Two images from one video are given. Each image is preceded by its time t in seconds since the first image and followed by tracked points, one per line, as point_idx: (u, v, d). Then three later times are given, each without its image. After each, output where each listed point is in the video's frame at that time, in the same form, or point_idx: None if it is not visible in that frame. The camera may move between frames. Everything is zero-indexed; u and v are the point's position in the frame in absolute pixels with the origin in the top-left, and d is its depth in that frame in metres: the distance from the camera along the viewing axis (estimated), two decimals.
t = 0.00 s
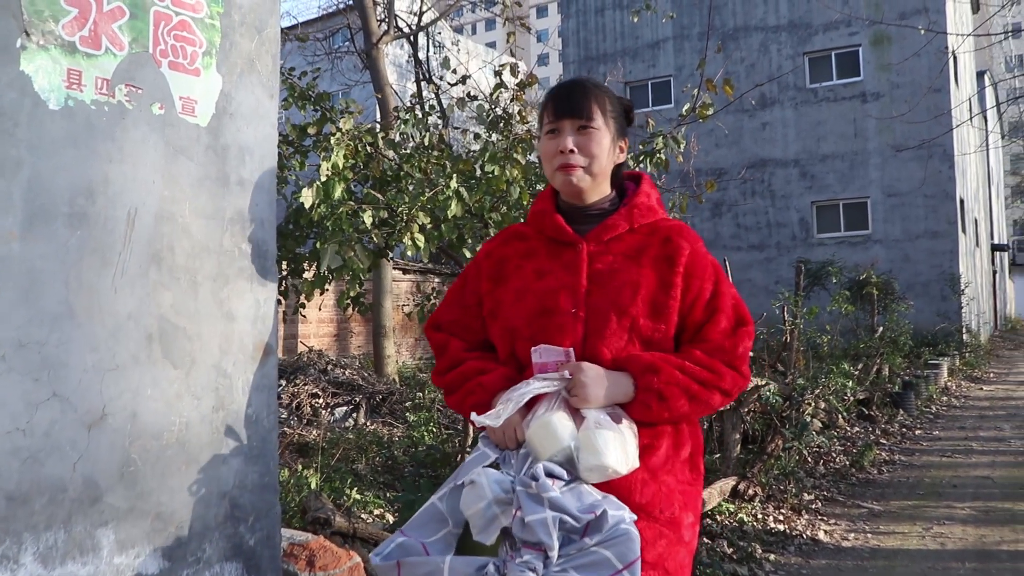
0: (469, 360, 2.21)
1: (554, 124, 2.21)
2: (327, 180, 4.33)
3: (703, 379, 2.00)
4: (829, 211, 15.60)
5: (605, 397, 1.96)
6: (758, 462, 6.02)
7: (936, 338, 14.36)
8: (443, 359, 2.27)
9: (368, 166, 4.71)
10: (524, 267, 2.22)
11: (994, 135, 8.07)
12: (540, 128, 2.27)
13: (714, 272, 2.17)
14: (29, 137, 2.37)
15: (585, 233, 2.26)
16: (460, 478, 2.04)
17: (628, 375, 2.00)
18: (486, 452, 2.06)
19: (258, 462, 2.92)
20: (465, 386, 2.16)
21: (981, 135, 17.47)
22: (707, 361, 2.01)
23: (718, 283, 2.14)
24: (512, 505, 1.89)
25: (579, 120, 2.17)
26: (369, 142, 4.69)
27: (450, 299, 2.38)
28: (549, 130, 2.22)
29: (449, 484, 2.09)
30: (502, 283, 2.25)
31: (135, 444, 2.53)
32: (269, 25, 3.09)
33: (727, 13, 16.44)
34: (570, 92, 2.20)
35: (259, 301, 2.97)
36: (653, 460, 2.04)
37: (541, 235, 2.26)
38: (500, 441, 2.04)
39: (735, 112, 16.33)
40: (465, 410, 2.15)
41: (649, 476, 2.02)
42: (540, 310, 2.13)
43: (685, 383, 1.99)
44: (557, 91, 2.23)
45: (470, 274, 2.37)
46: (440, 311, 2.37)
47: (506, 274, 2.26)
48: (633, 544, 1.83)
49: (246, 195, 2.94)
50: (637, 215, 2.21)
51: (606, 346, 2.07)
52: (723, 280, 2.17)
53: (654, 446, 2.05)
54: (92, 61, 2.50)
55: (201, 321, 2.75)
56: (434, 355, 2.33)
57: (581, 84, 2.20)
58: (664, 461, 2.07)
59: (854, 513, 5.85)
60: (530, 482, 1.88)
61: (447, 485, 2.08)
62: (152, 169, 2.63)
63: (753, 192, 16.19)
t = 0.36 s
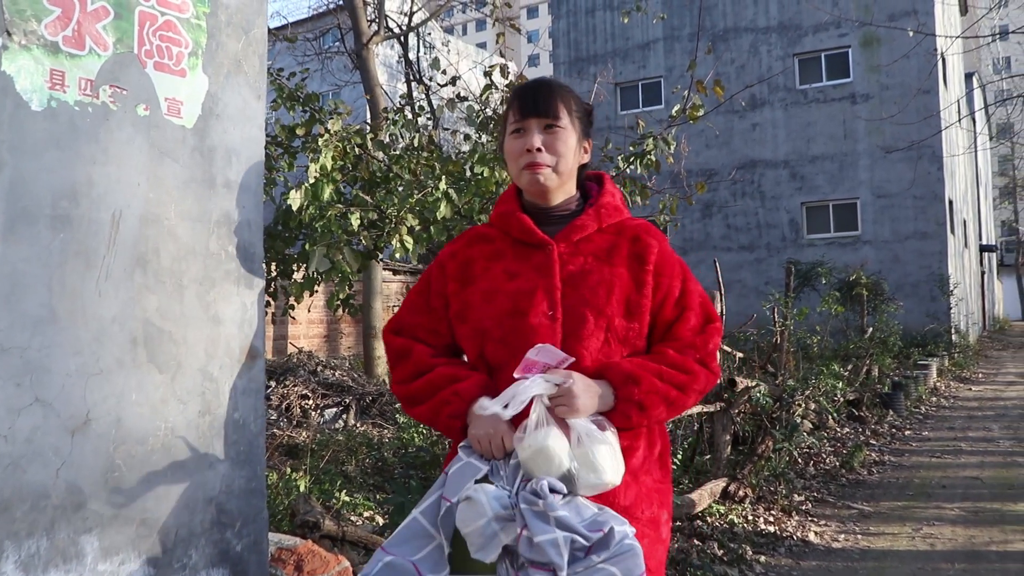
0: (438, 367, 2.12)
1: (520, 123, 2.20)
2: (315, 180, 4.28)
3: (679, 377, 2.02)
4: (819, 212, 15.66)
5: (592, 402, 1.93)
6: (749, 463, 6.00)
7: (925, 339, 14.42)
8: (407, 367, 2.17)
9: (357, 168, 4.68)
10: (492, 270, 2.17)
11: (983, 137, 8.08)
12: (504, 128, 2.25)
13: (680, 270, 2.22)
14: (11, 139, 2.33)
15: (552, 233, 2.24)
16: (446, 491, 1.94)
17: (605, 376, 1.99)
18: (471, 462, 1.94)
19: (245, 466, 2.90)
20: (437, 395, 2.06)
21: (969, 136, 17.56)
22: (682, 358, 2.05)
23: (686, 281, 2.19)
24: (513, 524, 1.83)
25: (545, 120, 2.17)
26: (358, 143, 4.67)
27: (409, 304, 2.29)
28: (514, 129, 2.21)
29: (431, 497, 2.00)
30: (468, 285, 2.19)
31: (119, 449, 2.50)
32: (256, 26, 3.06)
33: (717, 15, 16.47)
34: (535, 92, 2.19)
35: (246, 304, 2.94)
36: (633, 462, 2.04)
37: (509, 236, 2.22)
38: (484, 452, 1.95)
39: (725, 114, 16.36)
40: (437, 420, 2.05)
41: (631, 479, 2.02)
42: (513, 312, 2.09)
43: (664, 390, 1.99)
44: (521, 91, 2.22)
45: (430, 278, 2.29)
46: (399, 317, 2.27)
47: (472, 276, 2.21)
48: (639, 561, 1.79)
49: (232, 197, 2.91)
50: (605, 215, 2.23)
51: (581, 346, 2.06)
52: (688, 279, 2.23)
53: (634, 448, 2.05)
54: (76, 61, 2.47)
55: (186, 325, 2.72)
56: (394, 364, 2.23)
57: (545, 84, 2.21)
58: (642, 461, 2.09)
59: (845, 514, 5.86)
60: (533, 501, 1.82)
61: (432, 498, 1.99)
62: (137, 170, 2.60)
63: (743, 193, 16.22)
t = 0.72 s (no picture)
0: (418, 376, 1.98)
1: (505, 126, 2.14)
2: (306, 183, 4.23)
3: (660, 373, 2.07)
4: (811, 214, 15.68)
5: (587, 406, 1.92)
6: (742, 466, 5.96)
7: (918, 340, 14.46)
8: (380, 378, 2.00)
9: (349, 170, 4.64)
10: (469, 274, 2.08)
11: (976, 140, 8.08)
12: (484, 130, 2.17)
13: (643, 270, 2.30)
14: None
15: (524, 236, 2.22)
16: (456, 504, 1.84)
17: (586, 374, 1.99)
18: (477, 474, 1.85)
19: (235, 475, 2.87)
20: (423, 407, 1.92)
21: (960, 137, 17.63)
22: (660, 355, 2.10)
23: (649, 280, 2.28)
24: (542, 534, 1.79)
25: (532, 126, 2.14)
26: (351, 146, 4.62)
27: (372, 310, 2.10)
28: (496, 133, 2.14)
29: (435, 510, 1.90)
30: (445, 290, 2.07)
31: (107, 459, 2.46)
32: (246, 28, 3.03)
33: (710, 16, 16.47)
34: (517, 96, 2.15)
35: (236, 310, 2.91)
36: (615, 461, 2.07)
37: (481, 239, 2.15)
38: (484, 462, 1.86)
39: (719, 115, 16.36)
40: (425, 434, 1.93)
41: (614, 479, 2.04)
42: (497, 316, 2.02)
43: (647, 392, 2.02)
44: (501, 95, 2.17)
45: (394, 281, 2.12)
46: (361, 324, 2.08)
47: (447, 280, 2.09)
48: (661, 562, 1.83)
49: (222, 203, 2.88)
50: (574, 216, 2.26)
51: (564, 348, 2.05)
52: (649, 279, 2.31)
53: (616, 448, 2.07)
54: (63, 64, 2.43)
55: (175, 332, 2.69)
56: (360, 375, 2.04)
57: (526, 89, 2.17)
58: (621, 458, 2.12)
59: (839, 517, 5.86)
60: (562, 509, 1.80)
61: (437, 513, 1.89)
62: (124, 176, 2.56)
63: (736, 194, 16.23)
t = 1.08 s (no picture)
0: (440, 387, 1.84)
1: (536, 134, 2.04)
2: (302, 187, 4.23)
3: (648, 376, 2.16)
4: (807, 215, 15.69)
5: (596, 419, 1.93)
6: (738, 469, 6.01)
7: (914, 341, 14.48)
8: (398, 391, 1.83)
9: (344, 174, 4.63)
10: (486, 281, 1.97)
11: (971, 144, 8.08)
12: (509, 134, 2.04)
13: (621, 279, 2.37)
14: None
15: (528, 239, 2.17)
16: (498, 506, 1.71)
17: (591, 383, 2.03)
18: (512, 475, 1.74)
19: (228, 483, 2.85)
20: (452, 422, 1.80)
21: (955, 138, 17.66)
22: (646, 360, 2.19)
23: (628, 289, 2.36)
24: (598, 530, 1.67)
25: (560, 139, 2.08)
26: (345, 149, 4.62)
27: (381, 315, 1.90)
28: (523, 139, 2.03)
29: (462, 514, 1.75)
30: (464, 297, 1.94)
31: (99, 467, 2.45)
32: (239, 34, 3.02)
33: (706, 17, 16.47)
34: (546, 105, 2.07)
35: (229, 317, 2.90)
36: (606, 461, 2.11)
37: (490, 242, 2.04)
38: (515, 464, 1.76)
39: (714, 117, 16.37)
40: (449, 447, 1.82)
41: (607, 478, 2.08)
42: (517, 325, 1.94)
43: (643, 401, 2.08)
44: (529, 100, 2.06)
45: (403, 284, 1.93)
46: (371, 332, 1.87)
47: (462, 286, 1.95)
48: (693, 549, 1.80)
49: (214, 210, 2.87)
50: (567, 222, 2.26)
51: (573, 354, 2.04)
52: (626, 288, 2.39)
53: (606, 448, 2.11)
54: (54, 71, 2.41)
55: (167, 339, 2.67)
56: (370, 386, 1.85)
57: (551, 99, 2.09)
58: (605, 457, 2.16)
59: (835, 519, 5.86)
60: (615, 504, 1.71)
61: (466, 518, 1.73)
62: (117, 183, 2.55)
63: (732, 195, 16.24)
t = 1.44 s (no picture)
0: (487, 393, 1.79)
1: (574, 146, 2.05)
2: (295, 189, 4.20)
3: (633, 379, 2.26)
4: (804, 216, 15.69)
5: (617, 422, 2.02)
6: (734, 470, 6.00)
7: (910, 342, 14.48)
8: (447, 396, 1.76)
9: (338, 176, 4.63)
10: (520, 287, 1.95)
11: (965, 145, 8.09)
12: (549, 143, 2.02)
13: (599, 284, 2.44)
14: None
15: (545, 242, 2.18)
16: (548, 502, 1.72)
17: (609, 388, 2.13)
18: (561, 476, 1.77)
19: (219, 486, 2.84)
20: (504, 425, 1.77)
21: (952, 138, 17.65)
22: (631, 365, 2.29)
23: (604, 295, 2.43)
24: (655, 519, 1.72)
25: (590, 153, 2.11)
26: (339, 150, 4.62)
27: (427, 316, 1.82)
28: (561, 150, 2.03)
29: (508, 517, 1.74)
30: (504, 302, 1.90)
31: (88, 471, 2.44)
32: (230, 36, 3.01)
33: (702, 18, 16.47)
34: (580, 119, 2.08)
35: (220, 320, 2.89)
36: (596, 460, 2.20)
37: (518, 245, 2.01)
38: (555, 463, 1.80)
39: (710, 117, 16.36)
40: (494, 450, 1.79)
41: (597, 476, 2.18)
42: (551, 332, 1.94)
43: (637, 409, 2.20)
44: (566, 113, 2.06)
45: (445, 287, 1.86)
46: (418, 335, 1.79)
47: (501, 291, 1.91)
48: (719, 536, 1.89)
49: (205, 213, 2.86)
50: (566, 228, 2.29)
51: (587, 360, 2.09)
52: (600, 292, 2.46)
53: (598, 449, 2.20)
54: (43, 73, 2.40)
55: (158, 343, 2.67)
56: (419, 391, 1.77)
57: (582, 112, 2.11)
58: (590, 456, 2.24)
59: (830, 521, 5.86)
60: (664, 494, 1.77)
61: (514, 518, 1.72)
62: (106, 186, 2.54)
63: (728, 196, 16.25)
